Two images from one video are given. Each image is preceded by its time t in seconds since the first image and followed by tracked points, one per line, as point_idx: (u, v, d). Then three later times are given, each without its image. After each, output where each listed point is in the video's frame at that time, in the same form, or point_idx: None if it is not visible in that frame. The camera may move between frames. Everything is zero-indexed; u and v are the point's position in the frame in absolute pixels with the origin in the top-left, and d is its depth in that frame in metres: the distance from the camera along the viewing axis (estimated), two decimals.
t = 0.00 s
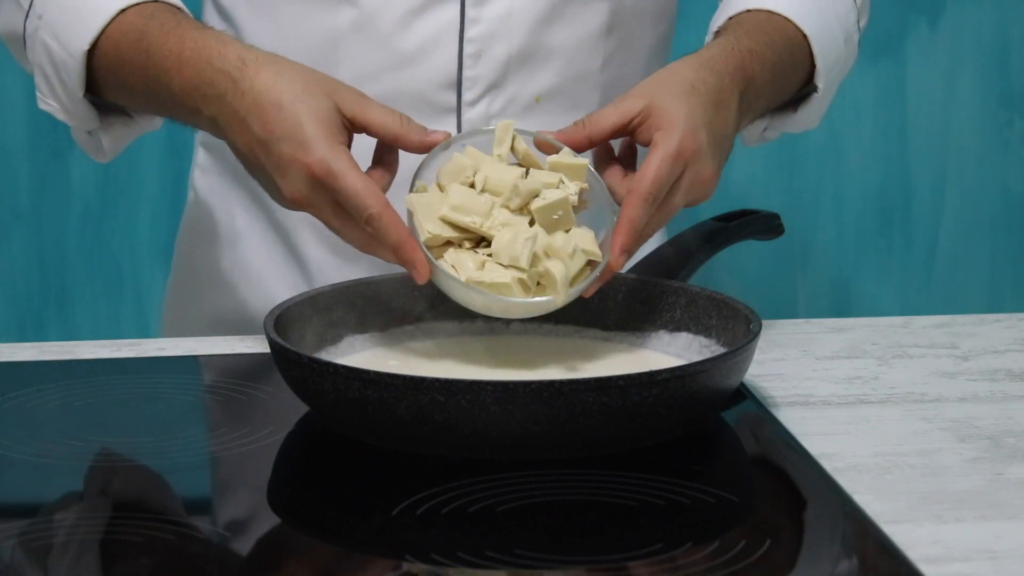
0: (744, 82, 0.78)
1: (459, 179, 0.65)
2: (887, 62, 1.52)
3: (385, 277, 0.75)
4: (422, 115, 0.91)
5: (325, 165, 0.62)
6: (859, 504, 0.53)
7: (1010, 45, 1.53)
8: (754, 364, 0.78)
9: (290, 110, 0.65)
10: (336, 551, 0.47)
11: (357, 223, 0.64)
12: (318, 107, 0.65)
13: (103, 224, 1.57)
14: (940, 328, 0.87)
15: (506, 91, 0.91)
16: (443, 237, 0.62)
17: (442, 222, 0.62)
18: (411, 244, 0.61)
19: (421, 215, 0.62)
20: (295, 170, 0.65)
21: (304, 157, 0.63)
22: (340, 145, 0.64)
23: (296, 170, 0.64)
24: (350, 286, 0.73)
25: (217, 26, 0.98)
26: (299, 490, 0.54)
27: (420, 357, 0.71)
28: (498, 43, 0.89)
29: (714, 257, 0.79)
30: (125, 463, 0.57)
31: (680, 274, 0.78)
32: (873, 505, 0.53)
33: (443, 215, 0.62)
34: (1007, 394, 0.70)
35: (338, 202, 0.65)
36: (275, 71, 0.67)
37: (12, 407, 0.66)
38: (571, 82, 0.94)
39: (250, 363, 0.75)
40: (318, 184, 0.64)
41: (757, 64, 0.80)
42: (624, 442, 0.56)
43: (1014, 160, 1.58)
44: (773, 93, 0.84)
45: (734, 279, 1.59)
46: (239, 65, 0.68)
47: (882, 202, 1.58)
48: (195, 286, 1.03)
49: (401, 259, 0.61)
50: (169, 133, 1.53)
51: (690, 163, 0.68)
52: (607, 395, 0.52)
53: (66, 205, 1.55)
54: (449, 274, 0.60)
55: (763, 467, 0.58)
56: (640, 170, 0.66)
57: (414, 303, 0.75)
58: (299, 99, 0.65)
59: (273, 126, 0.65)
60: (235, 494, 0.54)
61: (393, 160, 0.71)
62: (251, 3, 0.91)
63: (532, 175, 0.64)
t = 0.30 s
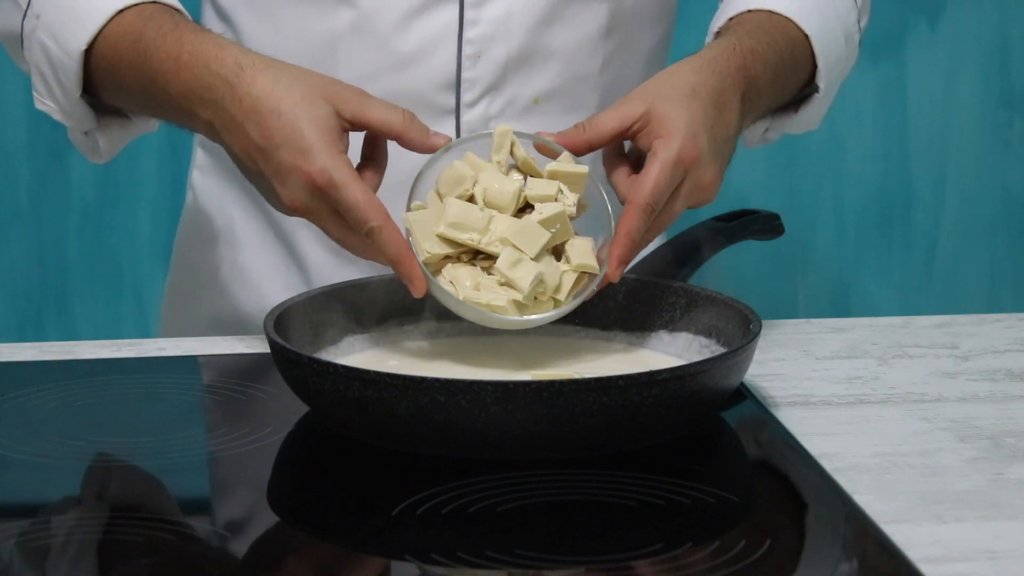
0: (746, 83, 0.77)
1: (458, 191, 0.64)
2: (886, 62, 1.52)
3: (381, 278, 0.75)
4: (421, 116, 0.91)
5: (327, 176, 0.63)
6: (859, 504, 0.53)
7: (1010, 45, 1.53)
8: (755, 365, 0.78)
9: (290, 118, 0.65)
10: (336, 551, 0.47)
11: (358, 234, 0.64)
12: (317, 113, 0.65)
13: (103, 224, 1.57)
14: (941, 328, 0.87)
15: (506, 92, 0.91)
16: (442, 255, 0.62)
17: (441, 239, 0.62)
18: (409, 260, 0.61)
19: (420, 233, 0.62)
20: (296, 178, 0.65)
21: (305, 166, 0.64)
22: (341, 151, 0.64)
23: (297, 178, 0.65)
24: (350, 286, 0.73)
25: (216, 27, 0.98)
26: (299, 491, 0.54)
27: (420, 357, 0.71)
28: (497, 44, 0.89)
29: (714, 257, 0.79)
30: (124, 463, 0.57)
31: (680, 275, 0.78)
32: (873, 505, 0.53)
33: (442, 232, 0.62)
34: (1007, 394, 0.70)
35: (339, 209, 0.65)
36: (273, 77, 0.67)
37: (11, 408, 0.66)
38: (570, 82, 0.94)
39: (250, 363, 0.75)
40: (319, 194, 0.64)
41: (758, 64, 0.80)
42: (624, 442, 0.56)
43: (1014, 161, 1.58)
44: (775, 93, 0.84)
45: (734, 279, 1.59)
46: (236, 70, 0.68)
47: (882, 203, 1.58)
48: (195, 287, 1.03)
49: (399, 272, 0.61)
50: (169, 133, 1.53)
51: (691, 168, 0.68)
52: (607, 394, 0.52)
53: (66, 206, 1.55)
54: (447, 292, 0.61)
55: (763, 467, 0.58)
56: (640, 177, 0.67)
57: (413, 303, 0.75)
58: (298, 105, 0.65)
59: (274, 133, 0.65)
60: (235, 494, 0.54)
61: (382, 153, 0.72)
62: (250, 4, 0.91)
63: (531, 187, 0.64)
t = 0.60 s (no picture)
0: (751, 83, 0.77)
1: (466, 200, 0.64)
2: (887, 62, 1.52)
3: (384, 278, 0.74)
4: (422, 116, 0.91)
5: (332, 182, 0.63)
6: (859, 504, 0.53)
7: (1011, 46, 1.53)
8: (755, 365, 0.78)
9: (294, 121, 0.65)
10: (335, 551, 0.47)
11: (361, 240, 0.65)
12: (322, 116, 0.65)
13: (103, 224, 1.56)
14: (941, 328, 0.87)
15: (506, 93, 0.91)
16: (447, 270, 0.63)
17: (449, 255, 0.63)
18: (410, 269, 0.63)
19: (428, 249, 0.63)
20: (299, 181, 0.65)
21: (309, 172, 0.64)
22: (345, 154, 0.64)
23: (301, 184, 0.65)
24: (351, 286, 0.73)
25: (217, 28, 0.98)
26: (298, 491, 0.54)
27: (421, 358, 0.71)
28: (497, 46, 0.89)
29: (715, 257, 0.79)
30: (125, 463, 0.57)
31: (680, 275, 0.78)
32: (873, 505, 0.53)
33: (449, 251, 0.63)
34: (1007, 394, 0.70)
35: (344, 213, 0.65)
36: (277, 79, 0.67)
37: (11, 408, 0.66)
38: (570, 83, 0.94)
39: (249, 364, 0.75)
40: (324, 198, 0.65)
41: (762, 64, 0.80)
42: (624, 442, 0.56)
43: (1015, 161, 1.58)
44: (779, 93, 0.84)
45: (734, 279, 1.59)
46: (240, 72, 0.68)
47: (882, 203, 1.58)
48: (195, 287, 1.03)
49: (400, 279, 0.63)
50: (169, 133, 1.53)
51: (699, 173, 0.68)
52: (607, 394, 0.52)
53: (66, 205, 1.55)
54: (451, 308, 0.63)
55: (763, 468, 0.58)
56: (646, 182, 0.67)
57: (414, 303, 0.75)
58: (303, 108, 0.65)
59: (278, 137, 0.65)
60: (234, 494, 0.54)
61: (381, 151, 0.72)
62: (250, 4, 0.91)
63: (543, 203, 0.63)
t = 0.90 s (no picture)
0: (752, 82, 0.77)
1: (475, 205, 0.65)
2: (887, 62, 1.52)
3: (387, 278, 0.74)
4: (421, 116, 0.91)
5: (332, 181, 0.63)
6: (859, 504, 0.53)
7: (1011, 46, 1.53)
8: (755, 365, 0.78)
9: (294, 120, 0.65)
10: (336, 550, 0.47)
11: (359, 237, 0.65)
12: (322, 114, 0.65)
13: (103, 223, 1.56)
14: (941, 328, 0.87)
15: (505, 94, 0.91)
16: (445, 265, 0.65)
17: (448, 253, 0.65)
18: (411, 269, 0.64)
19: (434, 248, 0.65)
20: (298, 180, 0.65)
21: (309, 170, 0.64)
22: (345, 154, 0.64)
23: (299, 183, 0.65)
24: (351, 287, 0.72)
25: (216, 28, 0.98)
26: (298, 491, 0.54)
27: (420, 358, 0.71)
28: (496, 46, 0.89)
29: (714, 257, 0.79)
30: (125, 463, 0.57)
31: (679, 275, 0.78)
32: (873, 505, 0.53)
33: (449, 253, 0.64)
34: (1007, 394, 0.70)
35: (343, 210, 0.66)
36: (277, 78, 0.67)
37: (11, 408, 0.66)
38: (570, 84, 0.94)
39: (248, 364, 0.75)
40: (323, 199, 0.65)
41: (762, 62, 0.80)
42: (624, 442, 0.56)
43: (1015, 161, 1.58)
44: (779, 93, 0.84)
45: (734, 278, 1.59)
46: (240, 70, 0.68)
47: (882, 202, 1.58)
48: (194, 287, 1.03)
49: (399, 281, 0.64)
50: (170, 131, 1.53)
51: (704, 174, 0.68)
52: (607, 394, 0.52)
53: (66, 205, 1.55)
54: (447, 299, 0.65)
55: (763, 468, 0.58)
56: (649, 184, 0.67)
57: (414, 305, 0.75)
58: (302, 106, 0.65)
59: (277, 135, 0.65)
60: (234, 494, 0.54)
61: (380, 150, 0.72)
62: (250, 5, 0.91)
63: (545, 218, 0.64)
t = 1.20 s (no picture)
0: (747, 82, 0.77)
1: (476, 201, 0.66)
2: (886, 63, 1.52)
3: (386, 278, 0.74)
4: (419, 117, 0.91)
5: (331, 178, 0.63)
6: (859, 504, 0.53)
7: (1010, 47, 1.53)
8: (755, 364, 0.78)
9: (292, 114, 0.64)
10: (336, 550, 0.47)
11: (353, 230, 0.66)
12: (320, 107, 0.64)
13: (103, 223, 1.56)
14: (941, 328, 0.87)
15: (503, 94, 0.91)
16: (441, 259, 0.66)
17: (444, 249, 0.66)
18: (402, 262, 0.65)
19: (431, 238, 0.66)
20: (294, 175, 0.65)
21: (305, 163, 0.64)
22: (343, 150, 0.64)
23: (293, 175, 0.65)
24: (351, 287, 0.72)
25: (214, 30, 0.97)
26: (298, 491, 0.54)
27: (420, 358, 0.71)
28: (494, 47, 0.89)
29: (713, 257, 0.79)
30: (124, 463, 0.57)
31: (679, 275, 0.78)
32: (873, 505, 0.53)
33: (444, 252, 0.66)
34: (1007, 394, 0.70)
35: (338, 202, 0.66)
36: (277, 70, 0.66)
37: (10, 408, 0.66)
38: (569, 84, 0.94)
39: (247, 364, 0.75)
40: (320, 194, 0.65)
41: (758, 63, 0.80)
42: (624, 442, 0.56)
43: (1015, 161, 1.58)
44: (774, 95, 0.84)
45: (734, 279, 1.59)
46: (240, 61, 0.67)
47: (882, 203, 1.58)
48: (194, 287, 1.03)
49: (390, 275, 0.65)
50: (170, 131, 1.53)
51: (704, 178, 0.68)
52: (607, 394, 0.52)
53: (66, 205, 1.55)
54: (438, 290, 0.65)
55: (763, 468, 0.58)
56: (649, 184, 0.67)
57: (414, 305, 0.76)
58: (301, 100, 0.65)
59: (274, 127, 0.65)
60: (234, 494, 0.54)
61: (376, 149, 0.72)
62: (247, 5, 0.91)
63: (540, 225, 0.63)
